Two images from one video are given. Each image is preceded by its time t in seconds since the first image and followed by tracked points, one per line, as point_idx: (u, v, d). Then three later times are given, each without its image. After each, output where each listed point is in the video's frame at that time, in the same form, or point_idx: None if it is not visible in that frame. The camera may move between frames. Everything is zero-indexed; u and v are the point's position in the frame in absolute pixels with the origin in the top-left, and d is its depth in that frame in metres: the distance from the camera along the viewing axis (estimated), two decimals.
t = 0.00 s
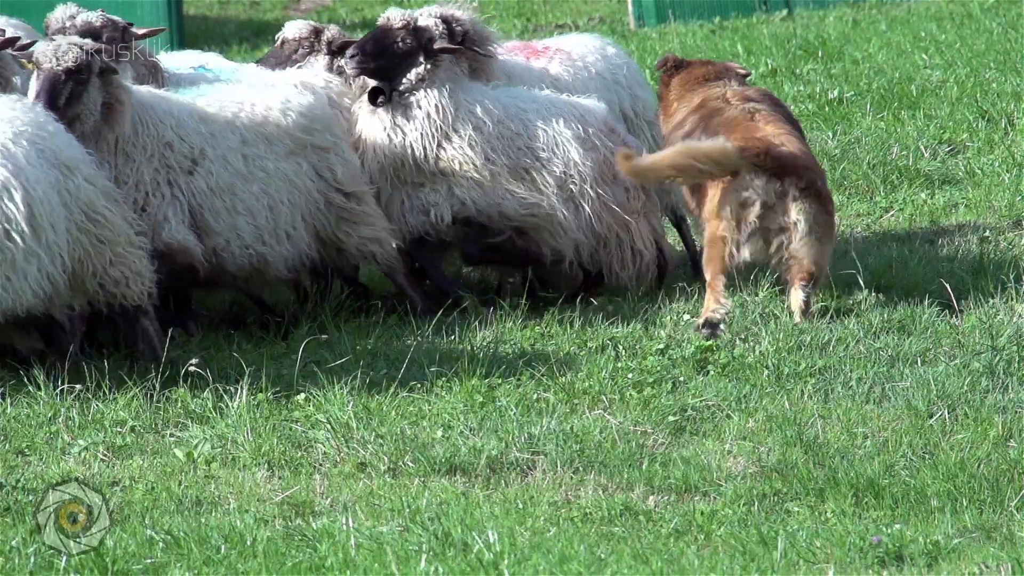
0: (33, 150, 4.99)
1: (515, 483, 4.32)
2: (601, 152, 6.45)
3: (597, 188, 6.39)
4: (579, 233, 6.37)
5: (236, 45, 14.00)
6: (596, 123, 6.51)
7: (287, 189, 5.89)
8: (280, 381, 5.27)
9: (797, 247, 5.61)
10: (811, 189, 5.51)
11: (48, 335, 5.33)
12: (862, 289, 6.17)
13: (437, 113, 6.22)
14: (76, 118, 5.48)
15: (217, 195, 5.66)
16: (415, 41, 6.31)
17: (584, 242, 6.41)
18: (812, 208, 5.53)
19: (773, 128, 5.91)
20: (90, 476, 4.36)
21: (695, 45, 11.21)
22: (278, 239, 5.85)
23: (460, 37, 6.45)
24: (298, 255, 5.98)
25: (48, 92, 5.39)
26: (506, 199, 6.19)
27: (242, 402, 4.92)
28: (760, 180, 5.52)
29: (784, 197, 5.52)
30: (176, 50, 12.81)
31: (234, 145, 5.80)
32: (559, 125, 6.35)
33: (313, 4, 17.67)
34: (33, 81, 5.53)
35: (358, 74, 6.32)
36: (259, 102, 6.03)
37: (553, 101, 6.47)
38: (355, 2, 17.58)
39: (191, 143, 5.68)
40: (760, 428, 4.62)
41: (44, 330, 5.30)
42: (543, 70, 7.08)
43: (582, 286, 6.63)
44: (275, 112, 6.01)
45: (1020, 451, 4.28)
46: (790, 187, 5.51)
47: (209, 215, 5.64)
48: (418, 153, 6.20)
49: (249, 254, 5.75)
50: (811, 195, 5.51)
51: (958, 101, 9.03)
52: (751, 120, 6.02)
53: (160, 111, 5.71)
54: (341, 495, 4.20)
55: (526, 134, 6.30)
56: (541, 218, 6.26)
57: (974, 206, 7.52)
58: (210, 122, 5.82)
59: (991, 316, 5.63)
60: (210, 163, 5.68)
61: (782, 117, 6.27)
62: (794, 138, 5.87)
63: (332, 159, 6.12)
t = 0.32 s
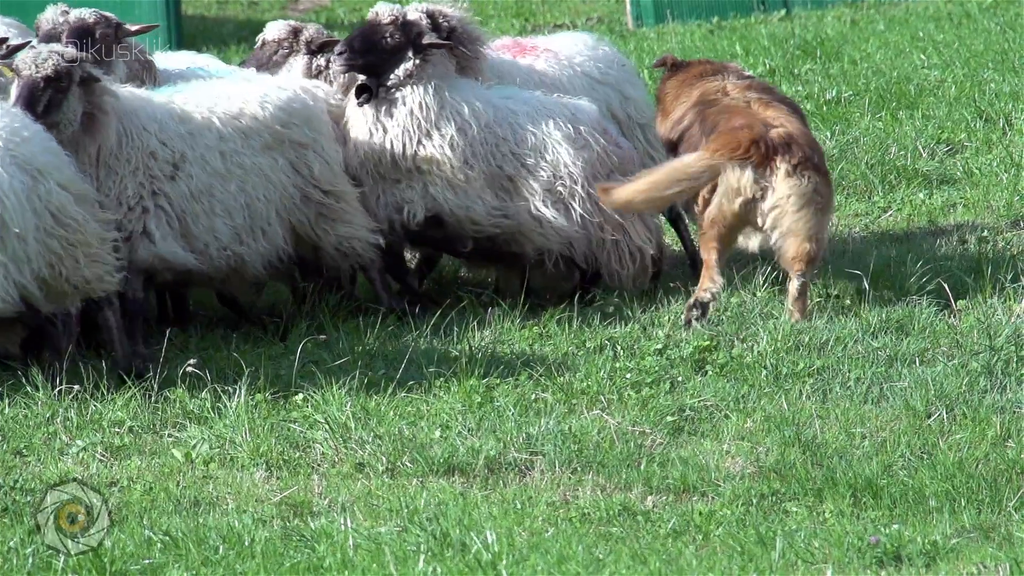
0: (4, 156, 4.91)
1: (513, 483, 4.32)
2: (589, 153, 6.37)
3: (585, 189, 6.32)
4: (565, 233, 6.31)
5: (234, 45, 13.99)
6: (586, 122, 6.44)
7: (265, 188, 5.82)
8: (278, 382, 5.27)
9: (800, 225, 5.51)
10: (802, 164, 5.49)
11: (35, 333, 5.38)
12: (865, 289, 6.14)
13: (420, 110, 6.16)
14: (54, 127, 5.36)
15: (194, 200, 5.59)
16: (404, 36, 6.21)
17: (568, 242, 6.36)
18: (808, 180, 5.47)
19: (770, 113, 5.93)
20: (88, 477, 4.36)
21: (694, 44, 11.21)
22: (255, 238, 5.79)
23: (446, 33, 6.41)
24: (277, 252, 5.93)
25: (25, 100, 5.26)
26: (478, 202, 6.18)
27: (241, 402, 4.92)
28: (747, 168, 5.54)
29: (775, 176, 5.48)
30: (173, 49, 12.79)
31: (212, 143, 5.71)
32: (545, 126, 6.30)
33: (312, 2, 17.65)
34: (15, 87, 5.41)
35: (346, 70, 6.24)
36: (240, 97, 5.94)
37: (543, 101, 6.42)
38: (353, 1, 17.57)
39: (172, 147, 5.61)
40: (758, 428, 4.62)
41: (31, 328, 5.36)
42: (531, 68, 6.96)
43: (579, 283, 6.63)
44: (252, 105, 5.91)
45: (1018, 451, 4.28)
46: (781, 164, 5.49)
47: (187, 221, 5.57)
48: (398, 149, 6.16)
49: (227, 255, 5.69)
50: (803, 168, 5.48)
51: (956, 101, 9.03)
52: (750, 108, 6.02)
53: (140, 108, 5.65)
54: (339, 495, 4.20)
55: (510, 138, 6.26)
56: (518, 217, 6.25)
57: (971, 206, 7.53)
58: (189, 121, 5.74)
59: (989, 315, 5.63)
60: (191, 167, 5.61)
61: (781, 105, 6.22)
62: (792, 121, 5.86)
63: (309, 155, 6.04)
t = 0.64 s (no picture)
0: None
1: (512, 484, 4.32)
2: (574, 158, 6.33)
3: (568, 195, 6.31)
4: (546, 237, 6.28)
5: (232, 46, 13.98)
6: (572, 123, 6.41)
7: (245, 189, 5.78)
8: (276, 382, 5.27)
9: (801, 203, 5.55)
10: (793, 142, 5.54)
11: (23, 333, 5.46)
12: (863, 292, 6.15)
13: (398, 108, 6.17)
14: (37, 137, 5.30)
15: (174, 208, 5.57)
16: (390, 30, 6.20)
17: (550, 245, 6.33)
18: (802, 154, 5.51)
19: (765, 101, 5.98)
20: (87, 478, 4.36)
21: (692, 45, 11.22)
22: (234, 239, 5.77)
23: (430, 26, 6.40)
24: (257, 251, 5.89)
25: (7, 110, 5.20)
26: (447, 204, 6.20)
27: (239, 402, 4.92)
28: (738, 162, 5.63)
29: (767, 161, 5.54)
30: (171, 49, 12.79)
31: (192, 144, 5.64)
32: (526, 131, 6.30)
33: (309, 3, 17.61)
34: None
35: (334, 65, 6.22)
36: (220, 96, 5.86)
37: (529, 104, 6.42)
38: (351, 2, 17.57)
39: (156, 156, 5.56)
40: (757, 428, 4.62)
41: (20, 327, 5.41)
42: (516, 67, 6.92)
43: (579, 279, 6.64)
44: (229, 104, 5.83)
45: (1016, 451, 4.28)
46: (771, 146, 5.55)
47: (167, 230, 5.55)
48: (375, 145, 6.18)
49: (207, 259, 5.68)
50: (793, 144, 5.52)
51: (954, 101, 9.04)
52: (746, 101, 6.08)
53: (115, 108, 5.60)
54: (338, 496, 4.20)
55: (489, 143, 6.25)
56: (491, 219, 6.27)
57: (969, 206, 7.53)
58: (169, 125, 5.67)
59: (987, 315, 5.64)
60: (174, 176, 5.58)
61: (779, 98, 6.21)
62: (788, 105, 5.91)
63: (290, 153, 5.96)
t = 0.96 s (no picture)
0: None
1: (512, 483, 4.32)
2: (555, 160, 6.28)
3: (547, 198, 6.26)
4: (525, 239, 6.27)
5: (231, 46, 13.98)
6: (555, 126, 6.37)
7: (227, 190, 5.79)
8: (276, 382, 5.26)
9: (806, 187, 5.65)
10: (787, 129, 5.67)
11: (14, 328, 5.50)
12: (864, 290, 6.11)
13: (376, 103, 6.14)
14: (23, 145, 5.29)
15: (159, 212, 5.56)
16: (375, 24, 6.13)
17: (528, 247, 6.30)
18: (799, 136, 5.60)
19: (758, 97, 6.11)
20: (86, 478, 4.36)
21: (692, 44, 11.21)
22: (217, 241, 5.79)
23: (416, 20, 6.33)
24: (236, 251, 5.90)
25: None
26: (419, 199, 6.19)
27: (239, 403, 4.92)
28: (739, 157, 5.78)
29: (764, 151, 5.66)
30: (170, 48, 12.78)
31: (175, 146, 5.64)
32: (508, 131, 6.27)
33: (309, 3, 17.58)
34: None
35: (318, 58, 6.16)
36: (203, 95, 5.88)
37: (515, 105, 6.39)
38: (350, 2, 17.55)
39: (142, 159, 5.56)
40: (757, 428, 4.62)
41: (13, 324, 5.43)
42: (504, 66, 6.93)
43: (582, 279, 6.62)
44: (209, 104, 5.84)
45: (1016, 450, 4.28)
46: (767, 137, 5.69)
47: (154, 234, 5.54)
48: (354, 138, 6.18)
49: (190, 262, 5.73)
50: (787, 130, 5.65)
51: (953, 100, 9.03)
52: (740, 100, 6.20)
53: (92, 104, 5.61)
54: (338, 496, 4.20)
55: (468, 143, 6.22)
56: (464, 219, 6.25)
57: (970, 206, 7.53)
58: (152, 125, 5.68)
59: (986, 314, 5.64)
60: (161, 178, 5.59)
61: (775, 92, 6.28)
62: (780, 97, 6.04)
63: (272, 151, 5.95)
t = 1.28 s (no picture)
0: None
1: (513, 483, 4.32)
2: (536, 160, 6.24)
3: (519, 199, 6.20)
4: (495, 240, 6.26)
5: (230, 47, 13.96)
6: (534, 132, 6.29)
7: (212, 188, 5.80)
8: (277, 382, 5.26)
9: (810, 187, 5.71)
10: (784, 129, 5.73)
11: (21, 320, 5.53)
12: (863, 289, 6.09)
13: (356, 96, 6.12)
14: (10, 153, 5.19)
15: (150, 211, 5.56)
16: (358, 18, 6.12)
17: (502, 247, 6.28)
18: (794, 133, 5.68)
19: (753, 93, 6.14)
20: (87, 478, 4.36)
21: (692, 44, 11.21)
22: (203, 240, 5.79)
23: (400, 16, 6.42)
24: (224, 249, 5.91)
25: None
26: (395, 193, 6.17)
27: (240, 403, 4.92)
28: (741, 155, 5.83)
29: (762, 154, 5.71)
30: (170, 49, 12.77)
31: (163, 143, 5.66)
32: (488, 128, 6.23)
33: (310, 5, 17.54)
34: None
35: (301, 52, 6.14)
36: (186, 94, 5.87)
37: (495, 104, 6.34)
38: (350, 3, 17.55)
39: (133, 154, 5.57)
40: (758, 428, 4.62)
41: (17, 319, 5.45)
42: (494, 65, 6.89)
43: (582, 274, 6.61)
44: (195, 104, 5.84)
45: (1018, 450, 4.28)
46: (763, 137, 5.75)
47: (146, 233, 5.54)
48: (335, 130, 6.17)
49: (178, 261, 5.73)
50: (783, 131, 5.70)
51: (954, 100, 9.03)
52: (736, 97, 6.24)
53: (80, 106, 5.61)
54: (339, 496, 4.20)
55: (447, 136, 6.19)
56: (441, 213, 6.23)
57: (971, 206, 7.53)
58: (139, 122, 5.69)
59: (987, 314, 5.63)
60: (152, 174, 5.60)
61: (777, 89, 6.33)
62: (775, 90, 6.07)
63: (256, 149, 5.93)
